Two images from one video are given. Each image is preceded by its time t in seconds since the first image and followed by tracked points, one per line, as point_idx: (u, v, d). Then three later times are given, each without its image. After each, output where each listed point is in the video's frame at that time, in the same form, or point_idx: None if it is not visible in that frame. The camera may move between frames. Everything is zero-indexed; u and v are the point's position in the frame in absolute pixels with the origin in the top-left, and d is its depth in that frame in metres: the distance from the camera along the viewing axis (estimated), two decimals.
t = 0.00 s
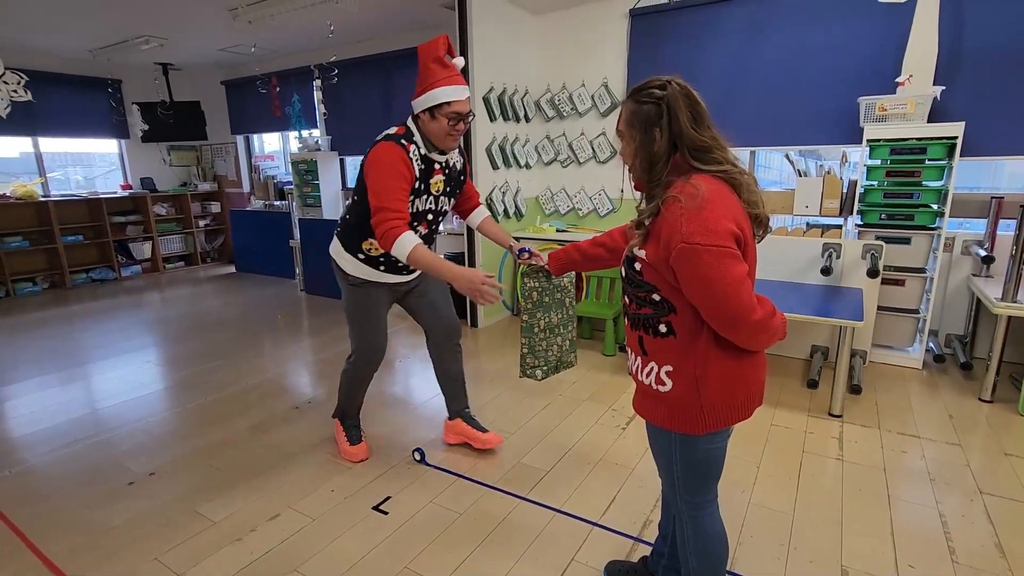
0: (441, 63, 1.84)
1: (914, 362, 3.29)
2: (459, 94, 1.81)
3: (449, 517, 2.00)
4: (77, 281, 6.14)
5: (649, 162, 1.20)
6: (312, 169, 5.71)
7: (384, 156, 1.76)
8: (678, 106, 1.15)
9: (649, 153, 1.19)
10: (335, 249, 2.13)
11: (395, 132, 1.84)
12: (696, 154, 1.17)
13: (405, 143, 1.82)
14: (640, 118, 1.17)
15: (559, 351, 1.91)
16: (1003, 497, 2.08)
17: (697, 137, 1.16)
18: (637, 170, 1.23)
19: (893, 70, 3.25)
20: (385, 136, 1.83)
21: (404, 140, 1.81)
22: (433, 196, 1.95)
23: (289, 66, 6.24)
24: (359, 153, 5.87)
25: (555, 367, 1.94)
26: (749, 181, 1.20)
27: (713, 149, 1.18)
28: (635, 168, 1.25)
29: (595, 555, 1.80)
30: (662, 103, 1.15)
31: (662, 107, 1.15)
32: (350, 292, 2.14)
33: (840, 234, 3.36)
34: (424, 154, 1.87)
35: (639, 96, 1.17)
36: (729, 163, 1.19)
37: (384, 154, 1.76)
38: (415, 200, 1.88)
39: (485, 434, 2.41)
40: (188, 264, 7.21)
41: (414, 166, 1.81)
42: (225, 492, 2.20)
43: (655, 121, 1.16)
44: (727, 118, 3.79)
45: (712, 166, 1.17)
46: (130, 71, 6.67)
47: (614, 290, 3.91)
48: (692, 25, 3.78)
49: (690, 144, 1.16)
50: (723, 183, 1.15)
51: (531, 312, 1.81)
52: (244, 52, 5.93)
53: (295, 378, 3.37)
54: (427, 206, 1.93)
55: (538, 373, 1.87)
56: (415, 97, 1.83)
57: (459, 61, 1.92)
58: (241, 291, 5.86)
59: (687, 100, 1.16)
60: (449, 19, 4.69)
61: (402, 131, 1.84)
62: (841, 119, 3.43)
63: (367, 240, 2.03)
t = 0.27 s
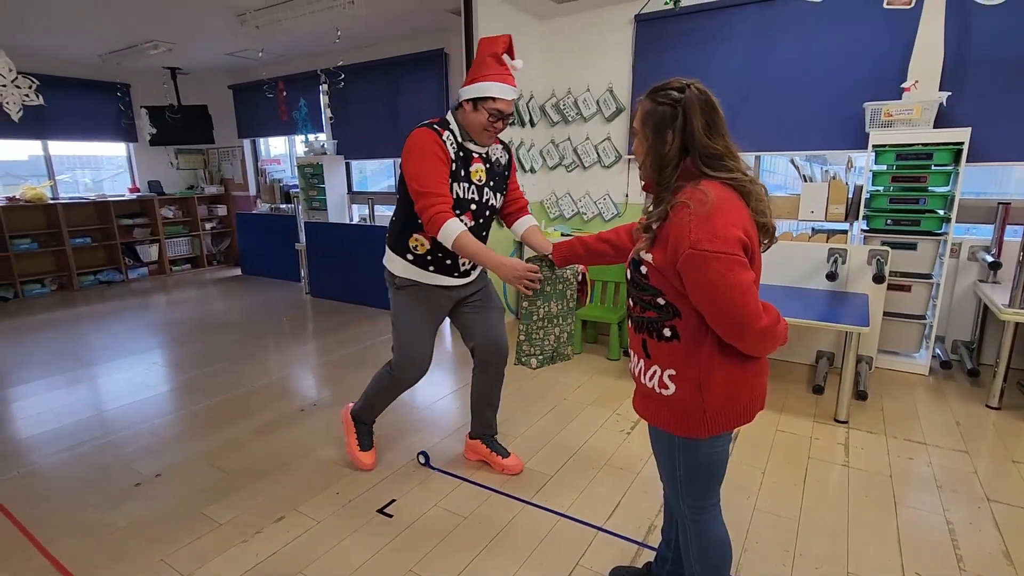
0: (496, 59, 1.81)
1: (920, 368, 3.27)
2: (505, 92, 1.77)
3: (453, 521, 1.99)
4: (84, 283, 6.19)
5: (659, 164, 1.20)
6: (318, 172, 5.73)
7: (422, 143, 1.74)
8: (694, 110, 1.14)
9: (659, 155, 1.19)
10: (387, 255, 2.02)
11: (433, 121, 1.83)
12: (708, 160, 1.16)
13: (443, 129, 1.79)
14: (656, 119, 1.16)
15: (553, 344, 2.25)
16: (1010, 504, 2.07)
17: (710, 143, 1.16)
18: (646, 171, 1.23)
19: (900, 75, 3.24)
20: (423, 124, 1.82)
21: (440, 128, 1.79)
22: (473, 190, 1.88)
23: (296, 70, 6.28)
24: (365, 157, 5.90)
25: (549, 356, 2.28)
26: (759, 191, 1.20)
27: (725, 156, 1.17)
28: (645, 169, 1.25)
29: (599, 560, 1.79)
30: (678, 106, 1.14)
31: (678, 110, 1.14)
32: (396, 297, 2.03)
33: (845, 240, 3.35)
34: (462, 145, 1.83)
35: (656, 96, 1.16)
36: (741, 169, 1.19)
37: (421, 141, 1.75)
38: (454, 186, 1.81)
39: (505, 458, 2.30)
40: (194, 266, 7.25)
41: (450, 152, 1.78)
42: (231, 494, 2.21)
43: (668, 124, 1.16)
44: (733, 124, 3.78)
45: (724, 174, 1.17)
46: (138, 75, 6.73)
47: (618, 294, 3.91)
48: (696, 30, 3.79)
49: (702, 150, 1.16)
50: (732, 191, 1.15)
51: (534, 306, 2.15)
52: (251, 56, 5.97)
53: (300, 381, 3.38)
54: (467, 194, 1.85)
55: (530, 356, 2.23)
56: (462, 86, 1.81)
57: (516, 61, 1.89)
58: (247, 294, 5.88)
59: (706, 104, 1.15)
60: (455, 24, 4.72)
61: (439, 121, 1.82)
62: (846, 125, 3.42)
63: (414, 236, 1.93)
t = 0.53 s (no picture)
0: (504, 48, 1.78)
1: (920, 371, 3.27)
2: (510, 82, 1.75)
3: (454, 522, 2.00)
4: (86, 284, 6.20)
5: (664, 165, 1.21)
6: (319, 174, 5.74)
7: (425, 131, 1.73)
8: (701, 112, 1.15)
9: (665, 156, 1.20)
10: (399, 250, 1.92)
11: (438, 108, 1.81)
12: (712, 162, 1.17)
13: (447, 117, 1.78)
14: (662, 120, 1.17)
15: (546, 318, 2.14)
16: (1011, 507, 2.07)
17: (715, 146, 1.16)
18: (651, 171, 1.24)
19: (900, 78, 3.25)
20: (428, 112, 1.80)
21: (444, 116, 1.77)
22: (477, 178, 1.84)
23: (297, 72, 6.30)
24: (366, 159, 5.92)
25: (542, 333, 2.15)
26: (762, 195, 1.20)
27: (729, 160, 1.18)
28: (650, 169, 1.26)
29: (600, 562, 1.79)
30: (685, 107, 1.15)
31: (685, 111, 1.15)
32: (409, 288, 1.91)
33: (845, 242, 3.36)
34: (465, 133, 1.81)
35: (664, 97, 1.17)
36: (746, 174, 1.19)
37: (422, 129, 1.73)
38: (459, 173, 1.80)
39: (505, 460, 2.30)
40: (195, 268, 7.26)
41: (450, 140, 1.76)
42: (233, 494, 2.21)
43: (674, 125, 1.16)
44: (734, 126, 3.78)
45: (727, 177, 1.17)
46: (141, 77, 6.76)
47: (619, 296, 3.91)
48: (697, 32, 3.80)
49: (706, 152, 1.16)
50: (735, 194, 1.16)
51: (524, 273, 2.10)
52: (253, 59, 5.99)
53: (301, 382, 3.38)
54: (473, 181, 1.83)
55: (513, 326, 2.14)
56: (469, 74, 1.79)
57: (526, 51, 1.86)
58: (248, 295, 5.90)
59: (714, 107, 1.16)
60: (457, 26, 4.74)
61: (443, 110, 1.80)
62: (847, 128, 3.43)
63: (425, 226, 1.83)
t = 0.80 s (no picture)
0: (478, 42, 1.80)
1: (918, 377, 3.27)
2: (490, 76, 1.77)
3: (450, 531, 1.98)
4: (82, 292, 6.17)
5: (666, 174, 1.21)
6: (316, 182, 5.73)
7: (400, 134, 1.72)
8: (702, 120, 1.15)
9: (667, 165, 1.20)
10: (394, 266, 1.90)
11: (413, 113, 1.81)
12: (714, 170, 1.17)
13: (426, 120, 1.78)
14: (665, 129, 1.17)
15: (534, 283, 1.91)
16: (1010, 513, 2.07)
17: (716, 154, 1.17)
18: (653, 181, 1.24)
19: (894, 86, 3.27)
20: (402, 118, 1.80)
21: (420, 120, 1.77)
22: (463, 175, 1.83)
23: (295, 80, 6.32)
24: (364, 167, 5.93)
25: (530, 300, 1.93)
26: (765, 202, 1.20)
27: (731, 167, 1.18)
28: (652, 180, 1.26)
29: (599, 571, 1.78)
30: (687, 117, 1.16)
31: (687, 120, 1.15)
32: (408, 303, 1.89)
33: (842, 248, 3.36)
34: (445, 132, 1.81)
35: (666, 107, 1.18)
36: (748, 181, 1.20)
37: (400, 135, 1.72)
38: (446, 172, 1.79)
39: (503, 467, 2.29)
40: (192, 275, 7.24)
41: (430, 141, 1.75)
42: (228, 503, 2.19)
43: (676, 134, 1.17)
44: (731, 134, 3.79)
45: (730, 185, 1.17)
46: (139, 85, 6.77)
47: (617, 303, 3.91)
48: (693, 40, 3.82)
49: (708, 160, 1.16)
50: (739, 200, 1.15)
51: (511, 235, 1.90)
52: (251, 67, 6.01)
53: (298, 390, 3.37)
54: (462, 178, 1.82)
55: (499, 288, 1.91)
56: (445, 73, 1.80)
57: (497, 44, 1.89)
58: (245, 303, 5.88)
59: (715, 116, 1.17)
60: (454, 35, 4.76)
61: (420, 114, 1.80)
62: (842, 135, 3.45)
63: (419, 235, 1.82)
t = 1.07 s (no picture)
0: (449, 53, 1.81)
1: (915, 390, 3.28)
2: (464, 85, 1.77)
3: (446, 549, 1.96)
4: (77, 306, 6.16)
5: (691, 191, 1.16)
6: (314, 197, 5.69)
7: (382, 148, 1.74)
8: (733, 140, 1.11)
9: (693, 182, 1.15)
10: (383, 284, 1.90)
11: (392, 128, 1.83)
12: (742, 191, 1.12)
13: (404, 134, 1.79)
14: (694, 146, 1.13)
15: (514, 264, 1.87)
16: (1008, 527, 2.06)
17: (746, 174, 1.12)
18: (678, 198, 1.19)
19: (885, 101, 3.31)
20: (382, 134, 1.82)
21: (399, 134, 1.78)
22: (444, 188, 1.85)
23: (293, 96, 6.36)
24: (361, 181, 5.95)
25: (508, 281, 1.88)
26: (795, 226, 1.15)
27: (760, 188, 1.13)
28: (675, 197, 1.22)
29: None
30: (717, 135, 1.11)
31: (717, 139, 1.11)
32: (399, 322, 1.89)
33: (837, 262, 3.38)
34: (424, 145, 1.83)
35: (697, 124, 1.14)
36: (777, 205, 1.14)
37: (381, 148, 1.73)
38: (429, 185, 1.81)
39: (500, 482, 2.28)
40: (188, 289, 7.23)
41: (411, 153, 1.77)
42: (222, 521, 2.17)
43: (705, 152, 1.12)
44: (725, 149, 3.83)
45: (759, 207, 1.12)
46: (138, 101, 6.81)
47: (613, 317, 3.92)
48: (686, 57, 3.87)
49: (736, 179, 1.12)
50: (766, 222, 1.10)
51: (496, 214, 1.84)
52: (250, 83, 6.06)
53: (294, 405, 3.35)
54: (444, 190, 1.85)
55: (485, 265, 1.83)
56: (419, 87, 1.80)
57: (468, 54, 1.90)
58: (242, 317, 5.86)
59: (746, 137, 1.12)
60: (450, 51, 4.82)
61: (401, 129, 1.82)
62: (835, 149, 3.48)
63: (405, 251, 1.83)
